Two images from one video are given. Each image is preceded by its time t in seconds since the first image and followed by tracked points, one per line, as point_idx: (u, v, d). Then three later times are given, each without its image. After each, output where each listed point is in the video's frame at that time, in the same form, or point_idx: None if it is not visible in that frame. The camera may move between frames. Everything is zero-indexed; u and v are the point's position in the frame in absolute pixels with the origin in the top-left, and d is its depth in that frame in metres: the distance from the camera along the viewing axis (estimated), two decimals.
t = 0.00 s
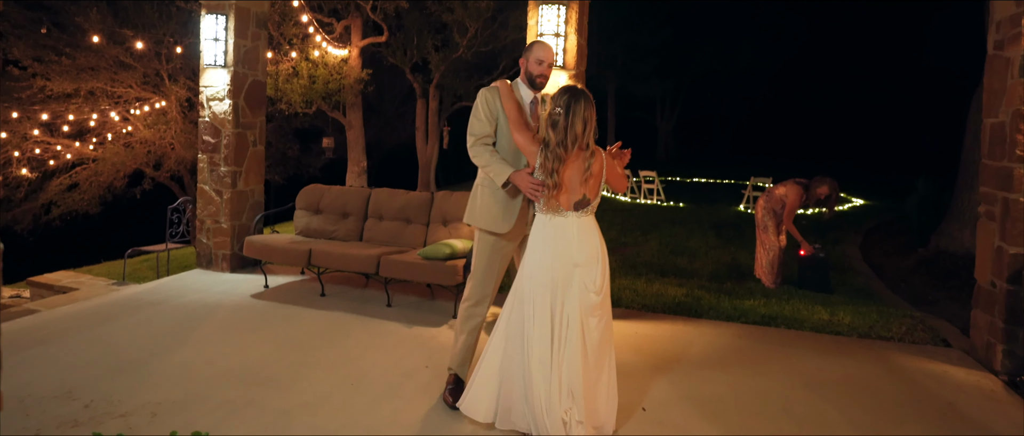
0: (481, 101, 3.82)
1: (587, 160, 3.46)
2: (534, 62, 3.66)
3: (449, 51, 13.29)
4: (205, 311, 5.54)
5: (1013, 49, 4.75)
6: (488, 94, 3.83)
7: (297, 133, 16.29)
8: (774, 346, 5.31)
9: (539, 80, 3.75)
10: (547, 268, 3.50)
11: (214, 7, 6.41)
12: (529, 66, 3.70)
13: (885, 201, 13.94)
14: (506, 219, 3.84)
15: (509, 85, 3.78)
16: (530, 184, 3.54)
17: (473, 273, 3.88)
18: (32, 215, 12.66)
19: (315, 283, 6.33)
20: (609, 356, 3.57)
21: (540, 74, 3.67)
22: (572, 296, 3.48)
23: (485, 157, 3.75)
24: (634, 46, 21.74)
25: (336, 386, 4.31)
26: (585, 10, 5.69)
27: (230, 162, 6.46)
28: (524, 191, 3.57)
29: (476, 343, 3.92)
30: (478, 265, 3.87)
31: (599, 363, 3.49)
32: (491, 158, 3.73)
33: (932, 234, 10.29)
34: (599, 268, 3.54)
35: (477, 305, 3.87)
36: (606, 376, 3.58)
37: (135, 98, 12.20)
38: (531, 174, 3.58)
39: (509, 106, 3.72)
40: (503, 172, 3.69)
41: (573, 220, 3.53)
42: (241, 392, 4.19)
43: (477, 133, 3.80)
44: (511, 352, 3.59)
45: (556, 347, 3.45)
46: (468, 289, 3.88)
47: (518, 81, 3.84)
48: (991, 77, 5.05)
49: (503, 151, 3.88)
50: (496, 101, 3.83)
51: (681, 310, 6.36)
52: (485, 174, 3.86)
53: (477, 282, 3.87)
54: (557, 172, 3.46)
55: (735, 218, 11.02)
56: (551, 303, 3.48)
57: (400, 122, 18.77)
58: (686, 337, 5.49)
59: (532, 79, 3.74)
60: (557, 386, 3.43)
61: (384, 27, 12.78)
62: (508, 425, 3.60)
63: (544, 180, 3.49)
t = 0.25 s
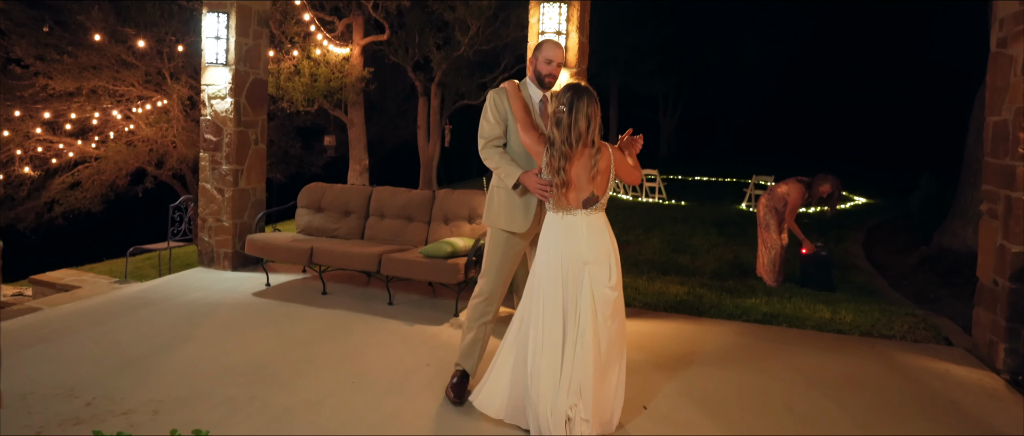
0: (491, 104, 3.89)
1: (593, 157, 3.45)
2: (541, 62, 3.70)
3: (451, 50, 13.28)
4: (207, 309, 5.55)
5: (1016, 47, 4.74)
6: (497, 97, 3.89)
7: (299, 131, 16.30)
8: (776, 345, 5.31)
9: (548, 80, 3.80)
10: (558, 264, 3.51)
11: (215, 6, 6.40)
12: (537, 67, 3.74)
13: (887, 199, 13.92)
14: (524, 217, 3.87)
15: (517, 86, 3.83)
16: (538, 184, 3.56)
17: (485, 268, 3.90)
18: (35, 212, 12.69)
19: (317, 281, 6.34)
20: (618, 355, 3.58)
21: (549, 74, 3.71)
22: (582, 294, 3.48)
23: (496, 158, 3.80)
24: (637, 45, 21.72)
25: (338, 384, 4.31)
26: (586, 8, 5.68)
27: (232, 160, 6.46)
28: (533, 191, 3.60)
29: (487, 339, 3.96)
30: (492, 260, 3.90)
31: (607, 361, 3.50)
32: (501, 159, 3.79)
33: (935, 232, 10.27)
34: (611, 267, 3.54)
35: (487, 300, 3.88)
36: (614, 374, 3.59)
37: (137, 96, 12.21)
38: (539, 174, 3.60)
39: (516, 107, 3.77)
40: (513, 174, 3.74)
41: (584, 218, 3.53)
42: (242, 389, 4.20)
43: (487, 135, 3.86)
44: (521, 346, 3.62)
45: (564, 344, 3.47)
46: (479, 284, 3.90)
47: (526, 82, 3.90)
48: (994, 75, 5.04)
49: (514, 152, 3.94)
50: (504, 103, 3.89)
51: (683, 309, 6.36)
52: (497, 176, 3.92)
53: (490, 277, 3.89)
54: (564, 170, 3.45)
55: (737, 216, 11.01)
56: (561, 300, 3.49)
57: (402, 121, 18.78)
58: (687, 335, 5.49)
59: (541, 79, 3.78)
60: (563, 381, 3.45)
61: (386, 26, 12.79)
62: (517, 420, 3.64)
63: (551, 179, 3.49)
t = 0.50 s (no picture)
0: (497, 107, 3.97)
1: (596, 153, 3.44)
2: (546, 61, 3.72)
3: (453, 47, 13.27)
4: (210, 307, 5.56)
5: (1021, 44, 4.71)
6: (503, 100, 3.97)
7: (302, 129, 16.32)
8: (779, 342, 5.29)
9: (553, 79, 3.82)
10: (561, 263, 3.52)
11: (217, 4, 6.40)
12: (542, 67, 3.77)
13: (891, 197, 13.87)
14: (531, 218, 3.96)
15: (523, 88, 3.89)
16: (542, 182, 3.58)
17: (498, 266, 3.99)
18: (39, 210, 12.73)
19: (320, 279, 6.35)
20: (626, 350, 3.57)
21: (554, 73, 3.73)
22: (586, 291, 3.48)
23: (504, 160, 3.90)
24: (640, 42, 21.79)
25: (340, 382, 4.32)
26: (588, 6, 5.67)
27: (234, 158, 6.47)
28: (538, 189, 3.62)
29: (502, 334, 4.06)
30: (504, 258, 3.99)
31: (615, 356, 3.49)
32: (509, 161, 3.88)
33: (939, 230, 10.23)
34: (614, 263, 3.53)
35: (500, 298, 3.96)
36: (623, 370, 3.59)
37: (141, 94, 12.25)
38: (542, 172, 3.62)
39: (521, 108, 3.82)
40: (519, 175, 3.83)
41: (587, 215, 3.53)
42: (245, 387, 4.20)
43: (495, 138, 3.96)
44: (528, 346, 3.64)
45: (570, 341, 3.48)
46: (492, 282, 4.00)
47: (533, 83, 3.95)
48: (998, 72, 5.01)
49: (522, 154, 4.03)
50: (510, 105, 3.97)
51: (685, 306, 6.35)
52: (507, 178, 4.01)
53: (502, 275, 3.98)
54: (567, 167, 3.45)
55: (740, 213, 10.99)
56: (565, 300, 3.50)
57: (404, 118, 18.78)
58: (690, 332, 5.48)
59: (546, 79, 3.81)
60: (572, 378, 3.46)
61: (388, 24, 12.78)
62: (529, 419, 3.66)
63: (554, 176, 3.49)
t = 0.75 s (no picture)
0: (499, 106, 3.99)
1: (594, 151, 3.42)
2: (546, 59, 3.72)
3: (456, 46, 13.27)
4: (212, 305, 5.57)
5: None
6: (505, 99, 3.98)
7: (305, 128, 16.35)
8: (781, 340, 5.29)
9: (554, 77, 3.82)
10: (557, 263, 3.55)
11: (219, 3, 6.41)
12: (544, 65, 3.78)
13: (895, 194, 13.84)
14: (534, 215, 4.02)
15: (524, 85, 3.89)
16: (539, 180, 3.57)
17: (505, 265, 4.05)
18: (45, 209, 12.78)
19: (322, 277, 6.36)
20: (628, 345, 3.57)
21: (555, 72, 3.75)
22: (581, 289, 3.50)
23: (505, 159, 3.91)
24: (642, 41, 22.00)
25: (341, 380, 4.33)
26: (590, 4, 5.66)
27: (236, 157, 6.48)
28: (535, 187, 3.61)
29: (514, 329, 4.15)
30: (510, 257, 4.04)
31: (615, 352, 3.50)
32: (509, 159, 3.90)
33: (943, 227, 10.20)
34: (609, 259, 3.54)
35: (509, 294, 4.04)
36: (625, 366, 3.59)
37: (144, 93, 12.28)
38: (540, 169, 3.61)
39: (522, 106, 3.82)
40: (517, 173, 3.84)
41: (583, 213, 3.54)
42: (246, 385, 4.21)
43: (496, 137, 3.98)
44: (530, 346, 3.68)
45: (568, 340, 3.51)
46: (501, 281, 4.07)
47: (534, 81, 3.94)
48: (1002, 69, 4.99)
49: (523, 152, 4.03)
50: (512, 104, 3.98)
51: (687, 304, 6.34)
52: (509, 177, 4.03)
53: (509, 274, 4.05)
54: (564, 165, 3.44)
55: (742, 211, 10.97)
56: (562, 299, 3.53)
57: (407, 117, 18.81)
58: (692, 330, 5.48)
59: (547, 77, 3.81)
60: (573, 377, 3.49)
61: (390, 22, 12.78)
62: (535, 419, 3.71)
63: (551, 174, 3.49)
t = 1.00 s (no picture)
0: (501, 101, 3.99)
1: (593, 150, 3.42)
2: (550, 56, 3.71)
3: (460, 43, 13.26)
4: (216, 303, 5.59)
5: None
6: (508, 94, 3.98)
7: (310, 126, 16.39)
8: (786, 337, 5.27)
9: (556, 74, 3.81)
10: (544, 263, 3.57)
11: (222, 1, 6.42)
12: (547, 61, 3.77)
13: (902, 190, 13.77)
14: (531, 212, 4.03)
15: (529, 81, 3.89)
16: (535, 176, 3.56)
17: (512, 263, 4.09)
18: (53, 208, 12.86)
19: (326, 275, 6.37)
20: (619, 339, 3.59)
21: (555, 68, 3.73)
22: (569, 287, 3.53)
23: (504, 154, 3.91)
24: (644, 38, 22.37)
25: (343, 378, 4.34)
26: None
27: (240, 155, 6.50)
28: (530, 183, 3.61)
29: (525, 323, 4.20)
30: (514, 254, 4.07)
31: (607, 348, 3.52)
32: (508, 154, 3.90)
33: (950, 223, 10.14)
34: (595, 255, 3.54)
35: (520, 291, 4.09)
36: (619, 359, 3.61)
37: (150, 93, 12.29)
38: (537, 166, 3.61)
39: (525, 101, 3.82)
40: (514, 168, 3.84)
41: (575, 211, 3.53)
42: (249, 383, 4.22)
43: (498, 131, 3.98)
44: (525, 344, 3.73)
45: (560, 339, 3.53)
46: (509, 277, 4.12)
47: (537, 77, 3.93)
48: (1009, 63, 4.95)
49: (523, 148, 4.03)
50: (514, 99, 3.98)
51: (691, 301, 6.33)
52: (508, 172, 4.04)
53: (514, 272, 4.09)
54: (562, 162, 3.43)
55: (747, 207, 10.94)
56: (550, 298, 3.55)
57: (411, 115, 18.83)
58: (696, 327, 5.46)
59: (550, 73, 3.80)
60: (566, 374, 3.53)
61: (394, 20, 12.78)
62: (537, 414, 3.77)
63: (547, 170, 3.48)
